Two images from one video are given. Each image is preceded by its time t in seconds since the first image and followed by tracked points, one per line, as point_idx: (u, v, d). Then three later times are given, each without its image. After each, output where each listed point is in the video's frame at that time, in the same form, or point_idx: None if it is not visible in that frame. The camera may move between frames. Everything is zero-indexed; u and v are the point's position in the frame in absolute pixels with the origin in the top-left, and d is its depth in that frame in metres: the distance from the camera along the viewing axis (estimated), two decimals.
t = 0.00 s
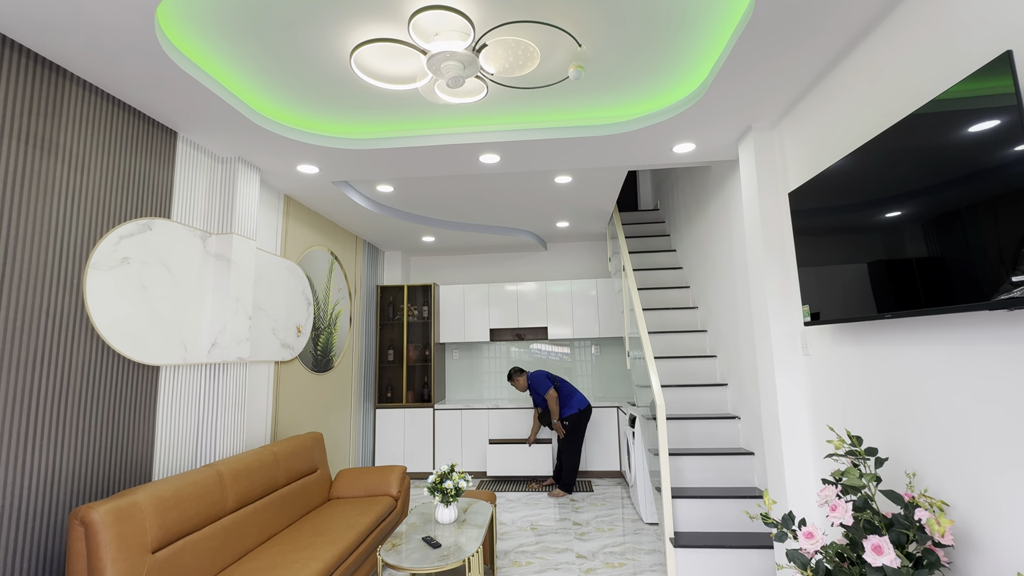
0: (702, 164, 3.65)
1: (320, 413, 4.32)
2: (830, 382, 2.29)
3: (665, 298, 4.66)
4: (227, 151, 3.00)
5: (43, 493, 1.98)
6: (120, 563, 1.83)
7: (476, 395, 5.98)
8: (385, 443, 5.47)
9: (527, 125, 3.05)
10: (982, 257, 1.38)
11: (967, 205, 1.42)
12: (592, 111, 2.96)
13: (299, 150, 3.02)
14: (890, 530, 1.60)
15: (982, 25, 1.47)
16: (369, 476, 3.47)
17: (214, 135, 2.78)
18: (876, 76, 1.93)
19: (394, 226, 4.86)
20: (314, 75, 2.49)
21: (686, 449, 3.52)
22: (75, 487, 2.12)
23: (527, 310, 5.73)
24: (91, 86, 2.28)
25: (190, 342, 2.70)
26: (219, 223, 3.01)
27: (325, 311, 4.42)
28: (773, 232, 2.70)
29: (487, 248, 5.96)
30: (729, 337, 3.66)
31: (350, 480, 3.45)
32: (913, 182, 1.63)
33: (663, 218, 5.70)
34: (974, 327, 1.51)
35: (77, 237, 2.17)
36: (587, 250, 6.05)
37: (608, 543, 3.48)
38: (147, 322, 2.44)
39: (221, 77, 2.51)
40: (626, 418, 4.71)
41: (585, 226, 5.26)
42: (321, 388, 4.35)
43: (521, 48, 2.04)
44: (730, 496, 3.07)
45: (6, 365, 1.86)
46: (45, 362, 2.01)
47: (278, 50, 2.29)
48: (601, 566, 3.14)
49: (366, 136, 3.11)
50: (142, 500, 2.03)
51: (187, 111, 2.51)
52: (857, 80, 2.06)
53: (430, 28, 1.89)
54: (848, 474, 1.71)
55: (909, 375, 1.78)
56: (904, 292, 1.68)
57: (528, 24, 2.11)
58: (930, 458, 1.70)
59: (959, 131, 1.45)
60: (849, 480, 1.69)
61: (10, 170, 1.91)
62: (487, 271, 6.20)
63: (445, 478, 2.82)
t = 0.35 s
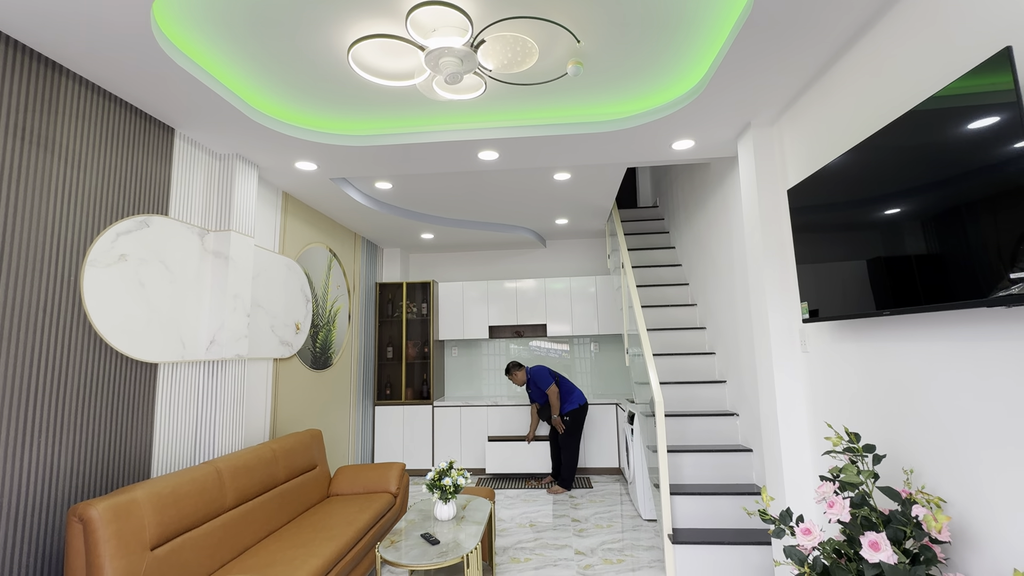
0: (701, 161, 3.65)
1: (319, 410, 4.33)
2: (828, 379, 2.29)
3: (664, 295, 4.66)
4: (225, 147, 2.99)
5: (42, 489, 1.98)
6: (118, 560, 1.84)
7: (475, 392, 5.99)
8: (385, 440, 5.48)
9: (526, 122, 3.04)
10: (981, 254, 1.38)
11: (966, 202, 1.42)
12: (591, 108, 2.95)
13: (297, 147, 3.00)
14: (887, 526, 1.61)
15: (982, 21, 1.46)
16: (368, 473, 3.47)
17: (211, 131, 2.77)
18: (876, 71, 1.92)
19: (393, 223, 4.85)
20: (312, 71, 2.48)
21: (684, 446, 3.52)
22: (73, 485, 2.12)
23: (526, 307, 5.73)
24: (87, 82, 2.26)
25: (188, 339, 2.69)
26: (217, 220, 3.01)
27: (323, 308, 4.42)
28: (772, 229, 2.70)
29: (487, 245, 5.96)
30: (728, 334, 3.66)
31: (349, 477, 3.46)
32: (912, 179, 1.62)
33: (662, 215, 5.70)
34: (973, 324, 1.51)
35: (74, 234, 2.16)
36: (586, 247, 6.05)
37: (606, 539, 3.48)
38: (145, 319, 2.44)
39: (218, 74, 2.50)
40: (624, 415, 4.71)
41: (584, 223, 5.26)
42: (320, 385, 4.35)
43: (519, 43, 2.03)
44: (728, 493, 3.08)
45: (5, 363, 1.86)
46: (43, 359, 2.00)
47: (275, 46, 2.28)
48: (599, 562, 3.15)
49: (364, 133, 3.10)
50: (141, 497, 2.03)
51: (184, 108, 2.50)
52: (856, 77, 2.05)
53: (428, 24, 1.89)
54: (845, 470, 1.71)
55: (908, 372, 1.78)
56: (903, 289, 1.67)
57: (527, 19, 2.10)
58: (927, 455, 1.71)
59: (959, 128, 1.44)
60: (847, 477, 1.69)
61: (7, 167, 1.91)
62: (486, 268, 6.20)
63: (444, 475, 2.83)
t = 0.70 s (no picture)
0: (700, 158, 3.65)
1: (318, 407, 4.33)
2: (825, 376, 2.30)
3: (662, 292, 4.67)
4: (222, 144, 2.99)
5: (40, 486, 1.98)
6: (117, 556, 1.84)
7: (474, 389, 6.00)
8: (383, 437, 5.49)
9: (524, 119, 3.03)
10: (979, 251, 1.38)
11: (963, 199, 1.43)
12: (589, 105, 2.95)
13: (295, 144, 3.00)
14: (882, 522, 1.61)
15: (979, 18, 1.46)
16: (367, 470, 3.48)
17: (209, 128, 2.76)
18: (874, 68, 1.92)
19: (392, 221, 4.85)
20: (309, 68, 2.47)
21: (682, 442, 3.53)
22: (72, 482, 2.12)
23: (524, 304, 5.74)
24: (83, 79, 2.25)
25: (187, 336, 2.70)
26: (215, 217, 3.00)
27: (322, 305, 4.42)
28: (770, 226, 2.70)
29: (486, 242, 5.96)
30: (726, 331, 3.67)
31: (348, 474, 3.46)
32: (910, 177, 1.62)
33: (661, 212, 5.70)
34: (969, 321, 1.51)
35: (71, 232, 2.16)
36: (584, 244, 6.05)
37: (604, 536, 3.50)
38: (144, 317, 2.44)
39: (215, 70, 2.50)
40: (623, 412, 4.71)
41: (583, 220, 5.26)
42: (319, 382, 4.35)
43: (517, 40, 2.02)
44: (726, 489, 3.09)
45: (4, 361, 1.87)
46: (41, 356, 2.00)
47: (272, 42, 2.27)
48: (597, 558, 3.16)
49: (362, 130, 3.09)
50: (140, 494, 2.03)
51: (181, 105, 2.50)
52: (854, 74, 2.05)
53: (425, 20, 1.88)
54: (841, 467, 1.72)
55: (904, 369, 1.79)
56: (901, 287, 1.68)
57: (524, 16, 2.09)
58: (923, 451, 1.71)
59: (957, 125, 1.44)
60: (842, 473, 1.71)
61: (3, 164, 1.90)
62: (484, 265, 6.20)
63: (442, 472, 2.83)
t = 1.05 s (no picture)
0: (698, 155, 3.64)
1: (316, 404, 4.33)
2: (823, 373, 2.30)
3: (661, 289, 4.67)
4: (219, 141, 2.97)
5: (37, 483, 1.98)
6: (115, 553, 1.84)
7: (473, 386, 6.00)
8: (382, 434, 5.49)
9: (522, 115, 3.02)
10: (978, 248, 1.37)
11: (962, 197, 1.42)
12: (588, 101, 2.94)
13: (292, 141, 2.99)
14: (879, 518, 1.63)
15: (978, 14, 1.45)
16: (365, 467, 3.48)
17: (206, 124, 2.75)
18: (872, 64, 1.92)
19: (390, 218, 4.84)
20: (306, 64, 2.46)
21: (681, 439, 3.54)
22: (69, 480, 2.12)
23: (523, 301, 5.74)
24: (79, 75, 2.24)
25: (184, 334, 2.69)
26: (212, 214, 2.99)
27: (320, 302, 4.42)
28: (768, 223, 2.69)
29: (484, 239, 5.95)
30: (724, 328, 3.67)
31: (346, 471, 3.46)
32: (909, 173, 1.62)
33: (659, 209, 5.69)
34: (967, 318, 1.51)
35: (67, 229, 2.15)
36: (583, 241, 6.05)
37: (603, 532, 3.50)
38: (141, 314, 2.43)
39: (211, 66, 2.48)
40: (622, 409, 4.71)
41: (581, 217, 5.25)
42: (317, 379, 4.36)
43: (515, 35, 2.00)
44: (724, 486, 3.09)
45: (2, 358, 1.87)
46: (38, 354, 2.00)
47: (269, 38, 2.26)
48: (595, 554, 3.17)
49: (359, 126, 3.08)
50: (138, 491, 2.03)
51: (177, 101, 2.48)
52: (852, 70, 2.04)
53: (422, 16, 1.86)
54: (838, 464, 1.72)
55: (901, 366, 1.79)
56: (899, 284, 1.67)
57: (522, 11, 2.08)
58: (920, 447, 1.71)
59: (956, 121, 1.44)
60: (839, 470, 1.70)
61: None
62: (483, 262, 6.19)
63: (441, 469, 2.83)
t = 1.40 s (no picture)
0: (697, 152, 3.64)
1: (315, 401, 4.34)
2: (820, 370, 2.31)
3: (659, 286, 4.67)
4: (216, 138, 2.96)
5: (35, 480, 1.98)
6: (113, 550, 1.85)
7: (472, 383, 6.01)
8: (381, 431, 5.50)
9: (520, 112, 3.02)
10: (975, 246, 1.38)
11: (959, 194, 1.42)
12: (586, 98, 2.93)
13: (290, 138, 2.98)
14: (875, 514, 1.63)
15: (976, 11, 1.45)
16: (364, 464, 3.49)
17: (203, 121, 2.74)
18: (870, 61, 1.91)
19: (389, 215, 4.83)
20: (304, 60, 2.45)
21: (679, 436, 3.55)
22: (67, 477, 2.12)
23: (522, 299, 5.74)
24: (75, 71, 2.23)
25: (182, 331, 2.69)
26: (210, 211, 2.99)
27: (319, 300, 4.41)
28: (767, 220, 2.69)
29: (483, 236, 5.95)
30: (723, 325, 3.67)
31: (345, 468, 3.47)
32: (906, 170, 1.62)
33: (658, 206, 5.69)
34: (963, 315, 1.52)
35: (64, 226, 2.15)
36: (582, 238, 6.04)
37: (601, 529, 3.52)
38: (138, 311, 2.43)
39: (207, 62, 2.47)
40: (620, 406, 4.72)
41: (580, 214, 5.25)
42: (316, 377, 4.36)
43: (513, 32, 2.00)
44: (721, 482, 3.10)
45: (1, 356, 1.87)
46: (36, 351, 2.00)
47: (266, 34, 2.25)
48: (594, 551, 3.18)
49: (357, 123, 3.07)
50: (135, 488, 2.03)
51: (173, 97, 2.47)
52: (851, 67, 2.04)
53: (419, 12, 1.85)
54: (835, 460, 1.73)
55: (898, 363, 1.79)
56: (897, 281, 1.68)
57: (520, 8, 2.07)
58: (915, 444, 1.72)
59: (954, 119, 1.44)
60: (836, 467, 1.72)
61: None
62: (482, 259, 6.19)
63: (439, 466, 2.84)
